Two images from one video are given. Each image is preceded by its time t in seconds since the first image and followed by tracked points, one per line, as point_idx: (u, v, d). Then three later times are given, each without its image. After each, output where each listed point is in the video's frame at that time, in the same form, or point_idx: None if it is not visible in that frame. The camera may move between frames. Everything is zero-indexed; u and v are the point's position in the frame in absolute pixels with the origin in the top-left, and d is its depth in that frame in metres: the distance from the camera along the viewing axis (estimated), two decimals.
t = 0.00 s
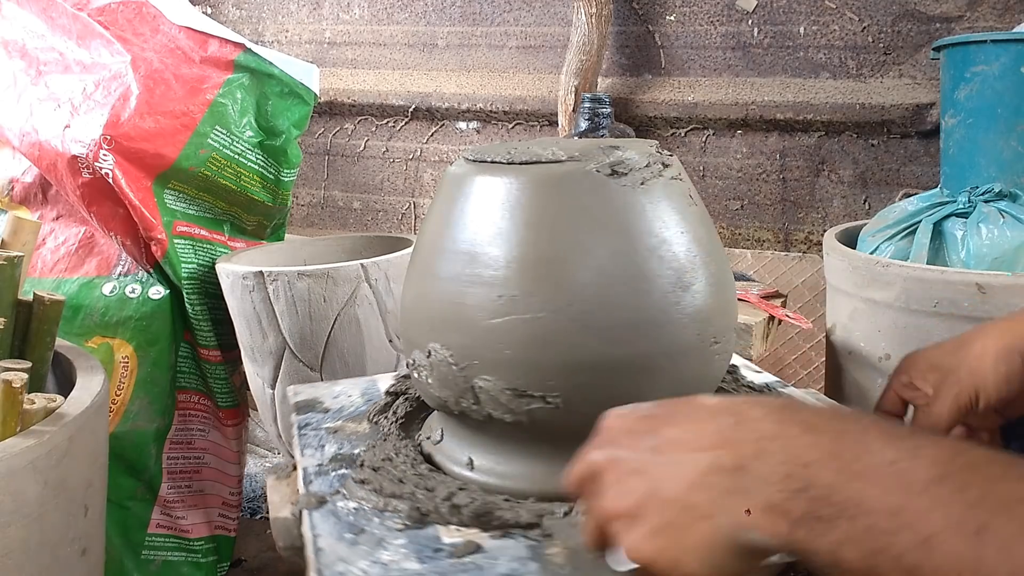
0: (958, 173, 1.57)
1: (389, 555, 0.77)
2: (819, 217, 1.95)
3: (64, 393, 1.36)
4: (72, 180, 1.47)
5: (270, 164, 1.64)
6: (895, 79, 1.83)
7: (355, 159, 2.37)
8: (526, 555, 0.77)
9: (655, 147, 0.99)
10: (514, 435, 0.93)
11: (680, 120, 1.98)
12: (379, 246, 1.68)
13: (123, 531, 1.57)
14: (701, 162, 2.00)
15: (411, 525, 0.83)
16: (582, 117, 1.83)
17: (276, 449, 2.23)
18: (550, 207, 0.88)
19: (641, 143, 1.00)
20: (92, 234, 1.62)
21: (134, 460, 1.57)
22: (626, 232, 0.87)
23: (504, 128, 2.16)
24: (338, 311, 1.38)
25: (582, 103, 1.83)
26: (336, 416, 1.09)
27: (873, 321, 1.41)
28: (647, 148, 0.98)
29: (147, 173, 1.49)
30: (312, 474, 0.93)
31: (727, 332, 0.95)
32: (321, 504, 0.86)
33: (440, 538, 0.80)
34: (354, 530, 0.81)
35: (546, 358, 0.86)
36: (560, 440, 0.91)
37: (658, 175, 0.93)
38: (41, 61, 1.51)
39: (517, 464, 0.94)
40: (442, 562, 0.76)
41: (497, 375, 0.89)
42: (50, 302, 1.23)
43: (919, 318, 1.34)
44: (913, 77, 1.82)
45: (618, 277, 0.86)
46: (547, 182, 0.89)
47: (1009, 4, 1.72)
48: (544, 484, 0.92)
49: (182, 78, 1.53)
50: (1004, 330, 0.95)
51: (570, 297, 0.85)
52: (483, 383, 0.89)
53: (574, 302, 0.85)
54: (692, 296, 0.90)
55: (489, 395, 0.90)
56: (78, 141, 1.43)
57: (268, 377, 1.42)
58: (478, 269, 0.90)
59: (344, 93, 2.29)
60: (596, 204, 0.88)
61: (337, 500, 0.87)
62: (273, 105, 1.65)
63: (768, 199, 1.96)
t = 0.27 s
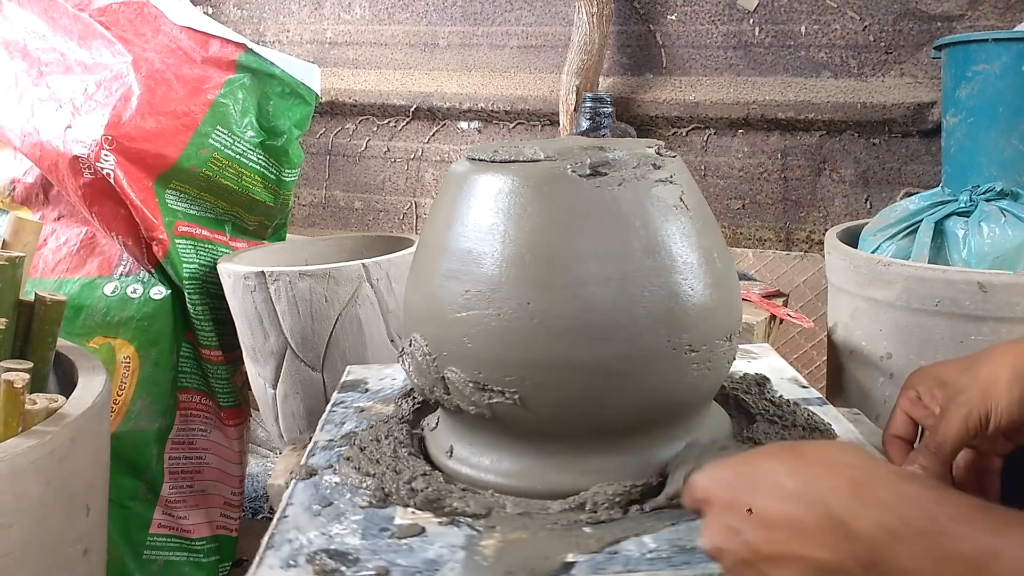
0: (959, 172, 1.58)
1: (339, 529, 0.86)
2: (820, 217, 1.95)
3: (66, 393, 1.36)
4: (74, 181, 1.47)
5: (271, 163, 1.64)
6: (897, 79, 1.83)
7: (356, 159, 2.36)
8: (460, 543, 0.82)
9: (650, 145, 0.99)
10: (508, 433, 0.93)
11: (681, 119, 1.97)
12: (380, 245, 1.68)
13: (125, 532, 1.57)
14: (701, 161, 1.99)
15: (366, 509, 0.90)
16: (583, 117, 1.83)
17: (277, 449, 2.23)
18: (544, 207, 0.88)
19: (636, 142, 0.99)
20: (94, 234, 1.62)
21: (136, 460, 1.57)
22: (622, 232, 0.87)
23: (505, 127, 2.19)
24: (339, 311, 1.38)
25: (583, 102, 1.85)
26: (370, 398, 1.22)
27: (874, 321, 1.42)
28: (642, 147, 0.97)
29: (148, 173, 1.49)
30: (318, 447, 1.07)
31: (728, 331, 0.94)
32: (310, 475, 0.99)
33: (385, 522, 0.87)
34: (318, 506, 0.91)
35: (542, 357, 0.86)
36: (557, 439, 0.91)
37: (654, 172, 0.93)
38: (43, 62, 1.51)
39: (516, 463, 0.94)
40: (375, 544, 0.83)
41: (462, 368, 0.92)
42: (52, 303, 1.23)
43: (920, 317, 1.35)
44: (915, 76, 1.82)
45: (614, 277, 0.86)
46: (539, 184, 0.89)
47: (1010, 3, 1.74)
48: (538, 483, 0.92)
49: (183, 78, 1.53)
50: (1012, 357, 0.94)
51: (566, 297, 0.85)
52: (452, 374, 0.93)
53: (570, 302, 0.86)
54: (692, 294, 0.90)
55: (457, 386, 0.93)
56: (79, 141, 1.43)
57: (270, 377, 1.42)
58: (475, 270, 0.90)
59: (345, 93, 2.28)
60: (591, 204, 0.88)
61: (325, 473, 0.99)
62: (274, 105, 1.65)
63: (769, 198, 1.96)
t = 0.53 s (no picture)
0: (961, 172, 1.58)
1: (332, 523, 0.86)
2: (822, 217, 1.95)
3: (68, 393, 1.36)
4: (76, 181, 1.47)
5: (273, 164, 1.64)
6: (898, 78, 1.85)
7: (358, 159, 2.36)
8: (449, 540, 0.83)
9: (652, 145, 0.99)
10: (506, 432, 0.94)
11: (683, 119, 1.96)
12: (382, 246, 1.68)
13: (127, 532, 1.57)
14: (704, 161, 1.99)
15: (359, 505, 0.90)
16: (585, 117, 1.83)
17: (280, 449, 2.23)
18: (544, 207, 0.89)
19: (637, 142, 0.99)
20: (96, 234, 1.62)
21: (137, 460, 1.57)
22: (621, 231, 0.87)
23: (506, 127, 2.19)
24: (341, 311, 1.38)
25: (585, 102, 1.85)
26: (379, 394, 1.23)
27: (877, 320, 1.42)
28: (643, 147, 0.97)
29: (151, 173, 1.49)
30: (324, 442, 1.08)
31: (728, 331, 0.94)
32: (311, 471, 0.99)
33: (377, 518, 0.87)
34: (312, 501, 0.91)
35: (540, 356, 0.87)
36: (556, 438, 0.91)
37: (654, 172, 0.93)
38: (45, 62, 1.51)
39: (514, 462, 0.94)
40: (365, 539, 0.83)
41: (456, 366, 0.92)
42: (54, 303, 1.23)
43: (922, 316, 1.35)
44: (916, 75, 1.83)
45: (613, 277, 0.86)
46: (539, 183, 0.89)
47: (1011, 2, 1.76)
48: (533, 483, 0.92)
49: (184, 78, 1.53)
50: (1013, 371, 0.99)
51: (564, 296, 0.86)
52: (448, 372, 0.93)
53: (568, 301, 0.86)
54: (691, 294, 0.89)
55: (452, 385, 0.94)
56: (81, 142, 1.43)
57: (271, 377, 1.41)
58: (474, 268, 0.90)
59: (347, 93, 2.28)
60: (591, 202, 0.88)
61: (326, 469, 0.99)
62: (276, 105, 1.65)
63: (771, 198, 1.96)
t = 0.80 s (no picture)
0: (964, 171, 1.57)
1: (332, 523, 0.86)
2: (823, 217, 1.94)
3: (69, 393, 1.36)
4: (76, 181, 1.47)
5: (273, 164, 1.64)
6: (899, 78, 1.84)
7: (359, 159, 2.36)
8: (449, 540, 0.83)
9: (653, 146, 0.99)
10: (506, 432, 0.94)
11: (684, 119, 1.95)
12: (383, 246, 1.69)
13: (128, 531, 1.57)
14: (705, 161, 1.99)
15: (359, 505, 0.90)
16: (585, 117, 1.83)
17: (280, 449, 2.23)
18: (544, 207, 0.88)
19: (637, 142, 0.99)
20: (97, 234, 1.62)
21: (138, 460, 1.57)
22: (620, 231, 0.87)
23: (507, 127, 2.20)
24: (342, 311, 1.38)
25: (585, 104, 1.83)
26: (380, 394, 1.22)
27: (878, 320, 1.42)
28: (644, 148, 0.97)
29: (151, 173, 1.50)
30: (324, 442, 1.08)
31: (728, 332, 0.94)
32: (311, 470, 0.99)
33: (377, 518, 0.87)
34: (312, 501, 0.92)
35: (539, 356, 0.86)
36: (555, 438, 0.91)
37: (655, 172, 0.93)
38: (45, 62, 1.51)
39: (513, 461, 0.94)
40: (366, 539, 0.83)
41: (457, 366, 0.92)
42: (55, 303, 1.23)
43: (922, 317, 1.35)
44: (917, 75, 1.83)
45: (613, 277, 0.86)
46: (540, 183, 0.89)
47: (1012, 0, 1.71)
48: (532, 482, 0.92)
49: (185, 78, 1.53)
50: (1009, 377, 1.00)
51: (563, 297, 0.86)
52: (448, 372, 0.93)
53: (567, 301, 0.86)
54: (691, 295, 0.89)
55: (453, 384, 0.94)
56: (81, 141, 1.43)
57: (272, 377, 1.41)
58: (474, 268, 0.90)
59: (347, 93, 2.28)
60: (591, 203, 0.88)
61: (326, 469, 0.99)
62: (277, 105, 1.65)
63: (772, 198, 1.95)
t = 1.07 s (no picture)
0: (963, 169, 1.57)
1: (332, 522, 0.86)
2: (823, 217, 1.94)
3: (69, 393, 1.36)
4: (77, 181, 1.47)
5: (273, 164, 1.64)
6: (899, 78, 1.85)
7: (359, 159, 2.36)
8: (448, 539, 0.83)
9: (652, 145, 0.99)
10: (505, 431, 0.94)
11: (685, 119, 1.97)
12: (383, 246, 1.69)
13: (129, 531, 1.57)
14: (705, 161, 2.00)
15: (359, 505, 0.90)
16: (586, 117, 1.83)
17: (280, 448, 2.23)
18: (545, 207, 0.88)
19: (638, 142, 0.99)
20: (97, 234, 1.62)
21: (139, 460, 1.57)
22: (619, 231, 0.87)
23: (507, 127, 2.20)
24: (342, 311, 1.38)
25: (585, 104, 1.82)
26: (381, 394, 1.22)
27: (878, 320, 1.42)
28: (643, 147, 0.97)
29: (152, 173, 1.50)
30: (325, 442, 1.08)
31: (728, 332, 0.94)
32: (311, 470, 0.99)
33: (377, 518, 0.87)
34: (311, 500, 0.91)
35: (540, 356, 0.86)
36: (553, 438, 0.91)
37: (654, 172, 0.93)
38: (45, 63, 1.51)
39: (512, 461, 0.94)
40: (365, 539, 0.83)
41: (456, 365, 0.92)
42: (55, 303, 1.23)
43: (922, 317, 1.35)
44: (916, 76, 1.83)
45: (613, 277, 0.86)
46: (540, 183, 0.89)
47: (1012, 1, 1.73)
48: (532, 482, 0.92)
49: (185, 78, 1.53)
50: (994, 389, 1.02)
51: (561, 297, 0.86)
52: (448, 372, 0.93)
53: (565, 301, 0.86)
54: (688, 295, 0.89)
55: (452, 384, 0.94)
56: (82, 142, 1.43)
57: (273, 377, 1.41)
58: (474, 268, 0.90)
59: (348, 93, 2.28)
60: (590, 203, 0.88)
61: (326, 468, 0.99)
62: (277, 105, 1.65)
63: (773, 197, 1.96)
